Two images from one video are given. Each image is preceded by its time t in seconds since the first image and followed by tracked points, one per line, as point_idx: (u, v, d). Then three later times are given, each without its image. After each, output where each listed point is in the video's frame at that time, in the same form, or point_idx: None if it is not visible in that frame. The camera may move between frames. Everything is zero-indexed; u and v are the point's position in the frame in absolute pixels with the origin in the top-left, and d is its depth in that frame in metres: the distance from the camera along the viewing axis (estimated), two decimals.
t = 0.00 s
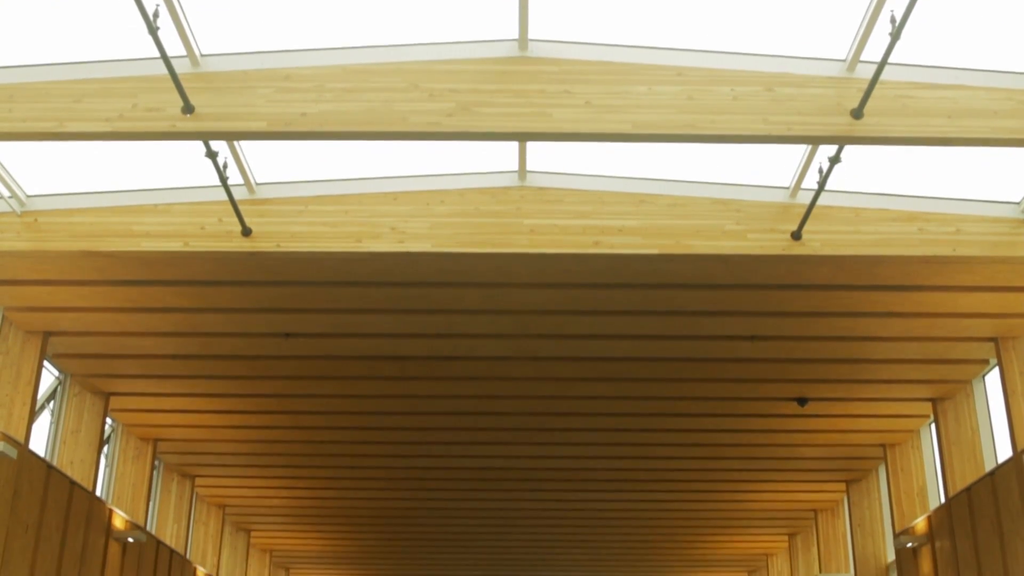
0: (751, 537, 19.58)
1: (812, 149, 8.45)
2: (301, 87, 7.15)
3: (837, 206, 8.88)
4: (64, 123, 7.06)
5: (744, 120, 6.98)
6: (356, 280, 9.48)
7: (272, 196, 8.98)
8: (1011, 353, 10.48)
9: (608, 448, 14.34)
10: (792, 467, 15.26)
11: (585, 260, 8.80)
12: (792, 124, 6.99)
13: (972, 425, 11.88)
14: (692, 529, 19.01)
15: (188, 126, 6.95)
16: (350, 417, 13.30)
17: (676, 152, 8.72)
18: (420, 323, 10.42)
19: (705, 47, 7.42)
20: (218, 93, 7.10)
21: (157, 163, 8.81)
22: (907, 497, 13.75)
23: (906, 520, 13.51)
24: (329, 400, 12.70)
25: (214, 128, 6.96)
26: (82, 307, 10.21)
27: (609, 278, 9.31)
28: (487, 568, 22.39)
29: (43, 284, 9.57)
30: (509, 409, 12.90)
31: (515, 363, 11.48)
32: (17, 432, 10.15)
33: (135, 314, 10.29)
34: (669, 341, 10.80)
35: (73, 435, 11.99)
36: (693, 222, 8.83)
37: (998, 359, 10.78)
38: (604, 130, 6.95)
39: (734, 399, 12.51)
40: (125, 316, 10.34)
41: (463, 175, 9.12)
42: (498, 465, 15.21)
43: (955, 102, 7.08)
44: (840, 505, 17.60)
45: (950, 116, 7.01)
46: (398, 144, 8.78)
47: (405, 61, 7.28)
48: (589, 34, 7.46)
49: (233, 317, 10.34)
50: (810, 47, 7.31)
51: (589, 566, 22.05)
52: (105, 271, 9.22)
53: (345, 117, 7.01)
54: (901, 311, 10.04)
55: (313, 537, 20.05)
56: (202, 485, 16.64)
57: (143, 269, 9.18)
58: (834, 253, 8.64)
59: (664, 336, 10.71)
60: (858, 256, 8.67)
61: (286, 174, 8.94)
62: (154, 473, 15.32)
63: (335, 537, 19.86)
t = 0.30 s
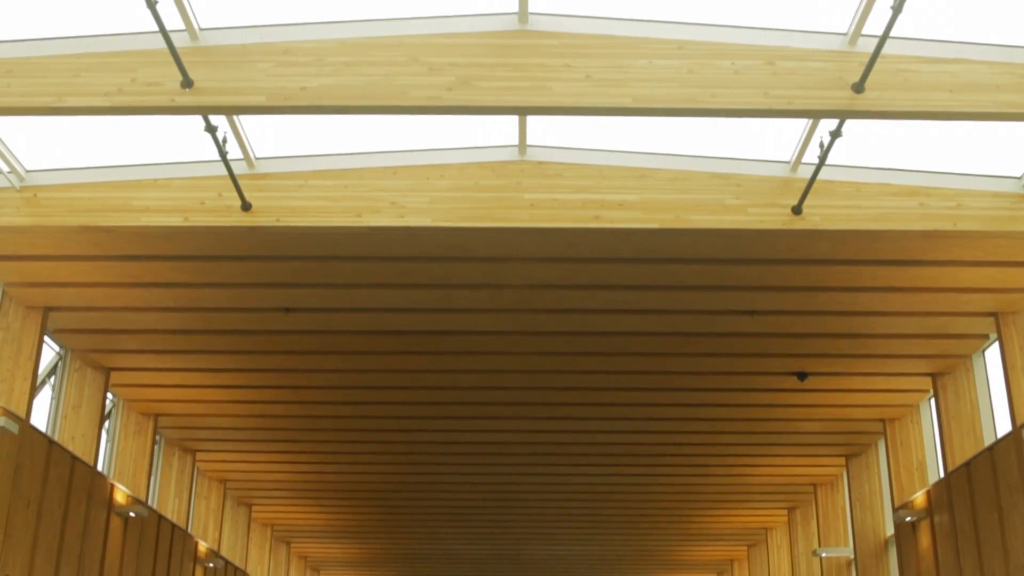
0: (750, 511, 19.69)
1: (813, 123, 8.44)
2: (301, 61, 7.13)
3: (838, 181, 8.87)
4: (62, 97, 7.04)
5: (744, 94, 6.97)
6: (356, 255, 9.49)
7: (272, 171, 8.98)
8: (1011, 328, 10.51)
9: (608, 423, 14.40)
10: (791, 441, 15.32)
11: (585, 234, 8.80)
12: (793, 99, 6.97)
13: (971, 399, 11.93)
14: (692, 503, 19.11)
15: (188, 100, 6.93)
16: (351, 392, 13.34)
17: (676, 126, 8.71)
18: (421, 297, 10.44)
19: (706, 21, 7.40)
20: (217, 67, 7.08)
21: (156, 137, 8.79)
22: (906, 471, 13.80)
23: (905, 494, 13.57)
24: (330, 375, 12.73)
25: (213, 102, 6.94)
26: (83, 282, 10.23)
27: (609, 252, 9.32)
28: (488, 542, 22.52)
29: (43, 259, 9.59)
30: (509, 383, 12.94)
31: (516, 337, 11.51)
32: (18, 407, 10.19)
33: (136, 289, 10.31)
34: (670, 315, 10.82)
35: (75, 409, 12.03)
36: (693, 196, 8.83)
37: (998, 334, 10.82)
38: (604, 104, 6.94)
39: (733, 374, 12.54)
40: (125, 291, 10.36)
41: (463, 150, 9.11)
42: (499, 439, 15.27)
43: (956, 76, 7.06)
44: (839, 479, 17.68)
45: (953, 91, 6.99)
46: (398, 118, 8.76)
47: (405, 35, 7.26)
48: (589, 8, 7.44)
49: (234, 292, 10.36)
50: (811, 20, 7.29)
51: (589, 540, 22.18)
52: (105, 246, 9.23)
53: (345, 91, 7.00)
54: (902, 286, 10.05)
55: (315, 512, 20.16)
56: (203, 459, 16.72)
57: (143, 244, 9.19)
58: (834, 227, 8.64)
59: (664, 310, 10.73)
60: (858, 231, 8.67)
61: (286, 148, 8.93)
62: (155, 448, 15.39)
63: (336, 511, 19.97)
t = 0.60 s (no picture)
0: (750, 480, 19.80)
1: (814, 93, 8.39)
2: (300, 30, 7.07)
3: (838, 151, 8.84)
4: (60, 67, 7.00)
5: (745, 63, 6.93)
6: (356, 225, 9.48)
7: (271, 141, 8.95)
8: (1011, 298, 10.51)
9: (609, 392, 14.44)
10: (791, 411, 15.38)
11: (585, 204, 8.79)
12: (794, 68, 6.93)
13: (971, 369, 11.96)
14: (692, 473, 19.22)
15: (186, 70, 6.89)
16: (352, 362, 13.38)
17: (677, 96, 8.66)
18: (421, 268, 10.44)
19: None
20: (215, 37, 7.02)
21: (154, 107, 8.76)
22: (905, 440, 13.82)
23: (904, 462, 13.59)
24: (331, 345, 12.76)
25: (212, 72, 6.90)
26: (83, 253, 10.23)
27: (609, 222, 9.31)
28: (489, 511, 22.67)
29: (43, 229, 9.59)
30: (511, 353, 12.97)
31: (516, 308, 11.52)
32: (19, 378, 10.22)
33: (136, 260, 10.32)
34: (670, 286, 10.83)
35: (76, 380, 12.07)
36: (694, 166, 8.81)
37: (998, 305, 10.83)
38: (603, 73, 6.90)
39: (734, 344, 12.57)
40: (124, 262, 10.36)
41: (463, 119, 9.07)
42: (500, 409, 15.32)
43: (958, 45, 7.02)
44: (839, 449, 17.77)
45: (955, 60, 6.96)
46: (397, 88, 8.72)
47: (404, 3, 7.20)
48: None
49: (235, 263, 10.36)
50: None
51: (590, 510, 22.33)
52: (105, 217, 9.23)
53: (344, 61, 6.96)
54: (902, 256, 10.04)
55: (317, 482, 20.28)
56: (205, 430, 16.80)
57: (143, 215, 9.19)
58: (834, 197, 8.63)
59: (664, 280, 10.73)
60: (858, 200, 8.66)
61: (285, 118, 8.89)
62: (156, 418, 15.45)
63: (338, 481, 20.08)
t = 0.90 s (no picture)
0: (750, 448, 19.87)
1: (816, 60, 8.32)
2: None
3: (840, 118, 8.79)
4: (58, 35, 6.92)
5: (747, 29, 6.88)
6: (356, 193, 9.45)
7: (271, 108, 8.89)
8: (1012, 267, 10.49)
9: (609, 361, 14.46)
10: (790, 379, 15.41)
11: (585, 171, 8.76)
12: (796, 35, 6.87)
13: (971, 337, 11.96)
14: (692, 440, 19.29)
15: (185, 38, 6.83)
16: (352, 330, 13.38)
17: (678, 63, 8.59)
18: (421, 236, 10.41)
19: None
20: (213, 3, 6.95)
21: (153, 75, 8.69)
22: (904, 408, 13.84)
23: (904, 430, 13.60)
24: (331, 313, 12.75)
25: (210, 39, 6.84)
26: (83, 222, 10.20)
27: (609, 190, 9.27)
28: (490, 479, 22.79)
29: (42, 198, 9.56)
30: (511, 321, 12.97)
31: (516, 275, 11.50)
32: (20, 348, 10.23)
33: (136, 228, 10.29)
34: (670, 254, 10.80)
35: (77, 349, 12.07)
36: (695, 133, 8.77)
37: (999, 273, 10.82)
38: (604, 40, 6.85)
39: (735, 312, 12.57)
40: (124, 230, 10.33)
41: (463, 86, 9.00)
42: (500, 377, 15.36)
43: (962, 12, 6.95)
44: (838, 417, 17.83)
45: (957, 27, 6.88)
46: (397, 54, 8.65)
47: None
48: None
49: (235, 232, 10.34)
50: None
51: (590, 477, 22.43)
52: (104, 186, 9.19)
53: (344, 28, 6.90)
54: (902, 224, 10.01)
55: (317, 449, 20.34)
56: (206, 399, 16.84)
57: (142, 183, 9.15)
58: (835, 165, 8.60)
59: (664, 248, 10.71)
60: (859, 168, 8.63)
61: (285, 86, 8.83)
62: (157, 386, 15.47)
63: (339, 449, 20.14)
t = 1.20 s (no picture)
0: (750, 415, 19.94)
1: (818, 26, 8.25)
2: None
3: (842, 85, 8.74)
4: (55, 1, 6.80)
5: None
6: (355, 160, 9.42)
7: (269, 75, 8.84)
8: (1012, 234, 10.48)
9: (609, 328, 14.47)
10: (791, 347, 15.43)
11: (586, 138, 8.73)
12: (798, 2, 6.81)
13: (971, 305, 11.97)
14: (692, 408, 19.36)
15: (184, 4, 6.73)
16: (353, 298, 13.38)
17: (679, 29, 8.52)
18: (421, 204, 10.39)
19: None
20: None
21: (152, 41, 8.59)
22: (903, 374, 13.86)
23: (903, 398, 13.65)
24: (331, 281, 12.75)
25: (209, 5, 6.74)
26: (82, 191, 10.17)
27: (609, 158, 9.24)
28: (490, 446, 22.87)
29: (41, 166, 9.53)
30: (511, 289, 12.97)
31: (515, 243, 11.47)
32: (21, 316, 10.24)
33: (136, 197, 10.27)
34: (670, 221, 10.78)
35: (77, 317, 12.07)
36: (695, 101, 8.72)
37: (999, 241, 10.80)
38: (605, 7, 6.79)
39: (735, 280, 12.56)
40: (123, 198, 10.30)
41: (462, 53, 8.94)
42: (501, 345, 15.38)
43: None
44: (838, 384, 17.88)
45: None
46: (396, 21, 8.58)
47: None
48: None
49: (235, 200, 10.32)
50: None
51: (590, 444, 22.53)
52: (103, 154, 9.16)
53: None
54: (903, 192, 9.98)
55: (318, 417, 20.41)
56: (206, 366, 16.87)
57: (142, 151, 9.12)
58: (836, 132, 8.56)
59: (665, 216, 10.68)
60: (860, 136, 8.60)
61: (284, 53, 8.75)
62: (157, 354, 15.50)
63: (339, 417, 20.22)
